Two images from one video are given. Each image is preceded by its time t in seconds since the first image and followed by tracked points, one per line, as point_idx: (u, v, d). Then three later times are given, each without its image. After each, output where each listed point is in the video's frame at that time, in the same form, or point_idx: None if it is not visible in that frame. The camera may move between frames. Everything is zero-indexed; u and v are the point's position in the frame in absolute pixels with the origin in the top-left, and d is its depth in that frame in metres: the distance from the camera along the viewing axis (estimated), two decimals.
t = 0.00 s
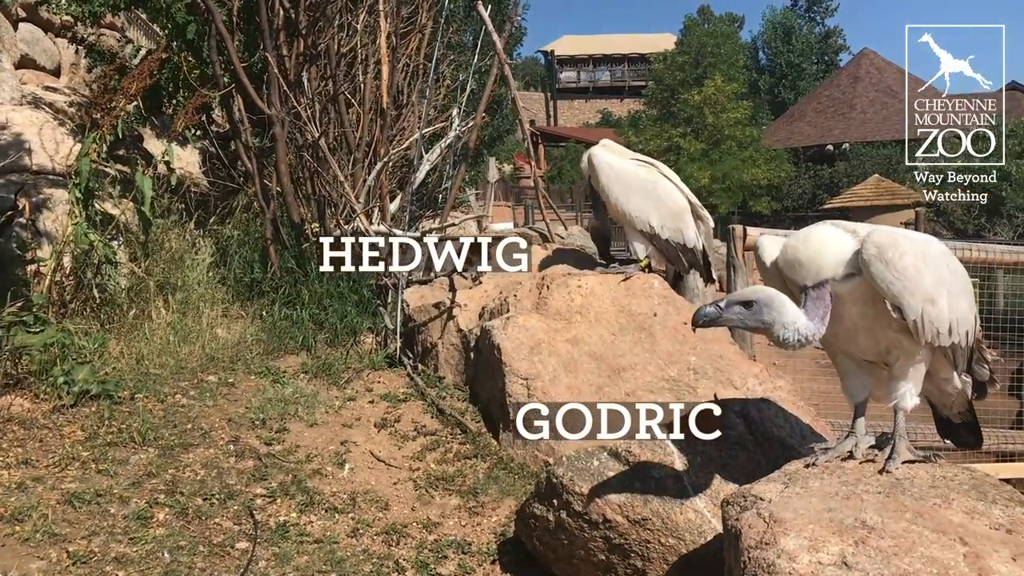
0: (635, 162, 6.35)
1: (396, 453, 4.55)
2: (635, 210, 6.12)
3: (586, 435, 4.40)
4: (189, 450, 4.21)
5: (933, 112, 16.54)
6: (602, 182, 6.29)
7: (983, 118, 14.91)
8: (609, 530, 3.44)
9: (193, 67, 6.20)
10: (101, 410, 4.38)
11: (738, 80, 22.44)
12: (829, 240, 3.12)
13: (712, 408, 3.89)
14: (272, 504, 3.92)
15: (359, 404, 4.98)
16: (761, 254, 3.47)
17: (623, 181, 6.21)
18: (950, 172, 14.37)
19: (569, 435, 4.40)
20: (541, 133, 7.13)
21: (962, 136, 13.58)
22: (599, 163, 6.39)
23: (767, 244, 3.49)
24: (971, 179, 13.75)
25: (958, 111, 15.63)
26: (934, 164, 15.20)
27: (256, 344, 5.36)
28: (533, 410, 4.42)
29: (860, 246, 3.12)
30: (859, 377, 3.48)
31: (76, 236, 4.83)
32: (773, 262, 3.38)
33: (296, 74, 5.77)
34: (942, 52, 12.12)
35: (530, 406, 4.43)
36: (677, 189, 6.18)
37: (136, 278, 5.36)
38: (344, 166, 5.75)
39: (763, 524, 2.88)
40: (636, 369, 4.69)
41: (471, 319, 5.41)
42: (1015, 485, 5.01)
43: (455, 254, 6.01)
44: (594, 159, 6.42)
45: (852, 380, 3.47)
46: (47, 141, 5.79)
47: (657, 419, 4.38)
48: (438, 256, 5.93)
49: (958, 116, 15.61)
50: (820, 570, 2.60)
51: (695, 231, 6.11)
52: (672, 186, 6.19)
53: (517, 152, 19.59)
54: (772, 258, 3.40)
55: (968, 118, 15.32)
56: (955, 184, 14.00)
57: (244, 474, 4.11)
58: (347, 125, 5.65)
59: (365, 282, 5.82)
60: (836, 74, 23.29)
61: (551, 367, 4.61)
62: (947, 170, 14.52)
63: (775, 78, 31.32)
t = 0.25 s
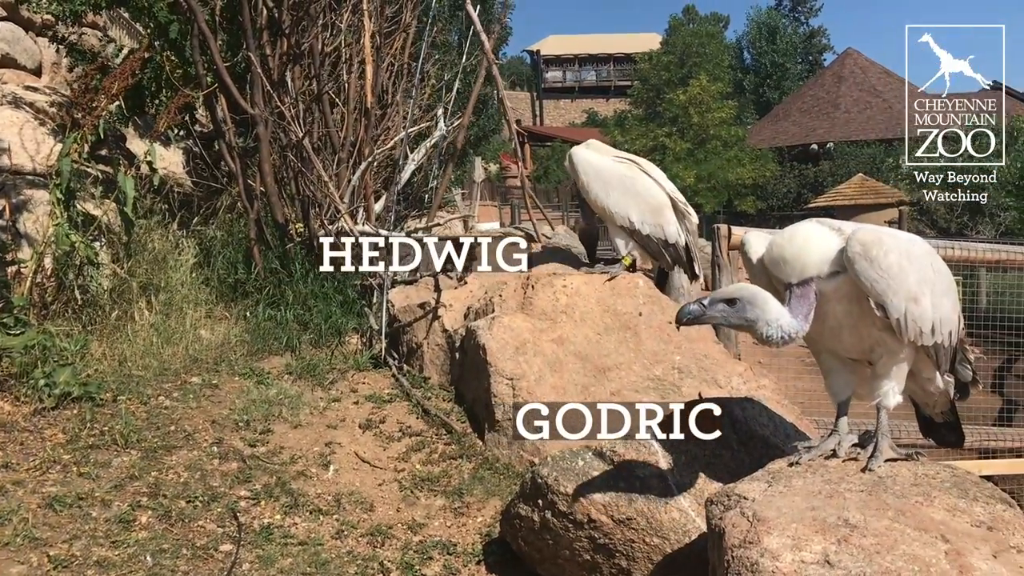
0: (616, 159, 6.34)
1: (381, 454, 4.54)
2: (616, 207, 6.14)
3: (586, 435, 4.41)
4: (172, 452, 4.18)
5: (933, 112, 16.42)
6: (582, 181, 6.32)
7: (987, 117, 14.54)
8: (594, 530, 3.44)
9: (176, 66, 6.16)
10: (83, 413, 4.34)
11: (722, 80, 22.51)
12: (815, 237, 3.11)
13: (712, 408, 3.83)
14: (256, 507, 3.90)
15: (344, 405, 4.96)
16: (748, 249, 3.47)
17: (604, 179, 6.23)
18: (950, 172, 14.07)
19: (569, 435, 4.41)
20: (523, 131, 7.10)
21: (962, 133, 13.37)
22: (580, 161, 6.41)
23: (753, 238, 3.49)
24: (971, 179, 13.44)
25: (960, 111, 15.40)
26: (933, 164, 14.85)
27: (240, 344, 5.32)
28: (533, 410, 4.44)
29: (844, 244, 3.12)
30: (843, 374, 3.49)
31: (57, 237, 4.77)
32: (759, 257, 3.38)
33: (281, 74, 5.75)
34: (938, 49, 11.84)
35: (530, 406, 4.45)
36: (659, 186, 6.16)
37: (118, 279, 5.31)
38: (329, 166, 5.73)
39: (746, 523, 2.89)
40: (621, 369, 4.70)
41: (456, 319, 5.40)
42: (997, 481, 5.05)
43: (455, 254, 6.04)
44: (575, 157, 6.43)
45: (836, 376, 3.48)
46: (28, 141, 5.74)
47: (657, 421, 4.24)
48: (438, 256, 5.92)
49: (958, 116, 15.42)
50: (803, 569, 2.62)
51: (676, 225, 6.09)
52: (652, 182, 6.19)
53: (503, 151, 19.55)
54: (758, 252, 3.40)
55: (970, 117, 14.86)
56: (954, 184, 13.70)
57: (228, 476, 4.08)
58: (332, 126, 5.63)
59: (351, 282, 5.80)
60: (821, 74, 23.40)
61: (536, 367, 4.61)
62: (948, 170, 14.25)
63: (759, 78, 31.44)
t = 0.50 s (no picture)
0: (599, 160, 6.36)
1: (367, 455, 4.52)
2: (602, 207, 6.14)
3: (586, 435, 4.39)
4: (156, 455, 4.15)
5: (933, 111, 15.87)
6: (566, 183, 6.32)
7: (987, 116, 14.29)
8: (580, 531, 3.44)
9: (160, 66, 6.13)
10: (66, 415, 4.31)
11: (709, 81, 22.57)
12: (801, 236, 3.13)
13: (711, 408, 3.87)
14: (241, 509, 3.88)
15: (330, 407, 4.94)
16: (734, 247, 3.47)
17: (588, 180, 6.24)
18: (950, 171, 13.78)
19: (569, 435, 4.39)
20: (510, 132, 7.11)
21: (963, 133, 13.22)
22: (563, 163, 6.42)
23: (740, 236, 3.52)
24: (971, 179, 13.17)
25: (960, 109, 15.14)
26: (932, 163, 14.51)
27: (225, 346, 5.29)
28: (533, 410, 4.43)
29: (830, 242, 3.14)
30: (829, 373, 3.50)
31: (40, 238, 4.73)
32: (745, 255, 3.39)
33: (266, 75, 5.73)
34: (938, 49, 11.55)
35: (530, 406, 4.43)
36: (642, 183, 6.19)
37: (103, 280, 5.29)
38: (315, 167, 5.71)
39: (732, 522, 2.90)
40: (608, 369, 4.71)
41: (443, 320, 5.39)
42: (981, 480, 5.09)
43: (455, 254, 5.99)
44: (559, 159, 6.44)
45: (822, 375, 3.49)
46: (11, 141, 5.69)
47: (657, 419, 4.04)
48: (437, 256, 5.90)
49: (959, 114, 14.77)
50: (788, 568, 2.62)
51: (661, 223, 6.09)
52: (636, 181, 6.20)
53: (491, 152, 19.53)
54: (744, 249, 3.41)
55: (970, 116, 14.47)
56: (954, 184, 13.49)
57: (213, 478, 4.06)
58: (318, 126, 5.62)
59: (337, 283, 5.80)
60: (807, 75, 23.49)
61: (523, 367, 4.61)
62: (948, 169, 13.91)
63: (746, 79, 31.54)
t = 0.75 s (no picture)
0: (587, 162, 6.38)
1: (354, 456, 4.51)
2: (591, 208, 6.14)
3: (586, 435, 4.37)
4: (142, 456, 4.13)
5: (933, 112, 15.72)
6: (554, 184, 6.31)
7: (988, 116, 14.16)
8: (567, 531, 3.44)
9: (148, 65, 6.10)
10: (51, 416, 4.28)
11: (698, 82, 22.61)
12: (791, 233, 3.16)
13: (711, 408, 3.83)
14: (227, 510, 3.86)
15: (317, 407, 4.93)
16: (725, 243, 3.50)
17: (576, 181, 6.24)
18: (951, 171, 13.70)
19: (569, 435, 4.37)
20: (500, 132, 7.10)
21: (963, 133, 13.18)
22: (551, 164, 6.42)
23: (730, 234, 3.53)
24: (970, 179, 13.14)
25: (961, 109, 15.00)
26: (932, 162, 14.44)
27: (212, 346, 5.27)
28: (533, 410, 4.43)
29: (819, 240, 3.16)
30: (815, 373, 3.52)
31: (25, 237, 4.70)
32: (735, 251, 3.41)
33: (254, 74, 5.71)
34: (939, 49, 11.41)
35: (530, 406, 4.43)
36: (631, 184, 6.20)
37: (89, 280, 5.27)
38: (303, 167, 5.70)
39: (718, 521, 2.90)
40: (596, 369, 4.71)
41: (431, 320, 5.39)
42: (967, 480, 5.12)
43: (456, 254, 5.96)
44: (547, 161, 6.44)
45: (808, 374, 3.51)
46: None
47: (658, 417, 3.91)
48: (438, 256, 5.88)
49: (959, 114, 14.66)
50: (774, 567, 2.63)
51: (650, 223, 6.12)
52: (624, 181, 6.21)
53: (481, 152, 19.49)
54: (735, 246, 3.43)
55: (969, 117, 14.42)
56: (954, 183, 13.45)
57: (199, 479, 4.04)
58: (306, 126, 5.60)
59: (325, 284, 5.80)
60: (795, 76, 23.55)
61: (511, 367, 4.61)
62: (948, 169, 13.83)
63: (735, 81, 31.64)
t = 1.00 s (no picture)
0: (575, 164, 6.41)
1: (342, 456, 4.50)
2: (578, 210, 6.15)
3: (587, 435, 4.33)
4: (129, 456, 4.11)
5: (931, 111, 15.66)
6: (543, 185, 6.32)
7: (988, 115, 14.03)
8: (554, 530, 3.44)
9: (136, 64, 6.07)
10: (36, 416, 4.25)
11: (691, 82, 22.63)
12: (779, 230, 3.15)
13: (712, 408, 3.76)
14: (214, 511, 3.84)
15: (306, 408, 4.91)
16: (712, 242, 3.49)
17: (564, 183, 6.26)
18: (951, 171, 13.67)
19: (570, 435, 4.33)
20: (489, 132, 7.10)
21: (963, 134, 13.12)
22: (540, 166, 6.44)
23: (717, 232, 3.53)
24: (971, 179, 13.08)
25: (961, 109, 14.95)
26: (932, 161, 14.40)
27: (200, 346, 5.25)
28: (533, 410, 4.41)
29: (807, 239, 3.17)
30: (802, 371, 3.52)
31: (11, 237, 4.67)
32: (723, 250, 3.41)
33: (242, 74, 5.69)
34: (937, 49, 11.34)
35: (530, 406, 4.41)
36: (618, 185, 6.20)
37: (76, 280, 5.25)
38: (292, 166, 5.68)
39: (703, 521, 2.90)
40: (585, 369, 4.72)
41: (420, 320, 5.38)
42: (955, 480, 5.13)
43: (456, 254, 5.95)
44: (535, 164, 6.47)
45: (795, 373, 3.50)
46: None
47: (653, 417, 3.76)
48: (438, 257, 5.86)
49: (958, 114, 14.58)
50: (759, 566, 2.63)
51: (638, 223, 6.10)
52: (612, 183, 6.22)
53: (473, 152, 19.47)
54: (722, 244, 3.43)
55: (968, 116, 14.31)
56: (954, 183, 13.42)
57: (186, 480, 4.02)
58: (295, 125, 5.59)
59: (315, 284, 5.81)
60: (787, 76, 23.58)
61: (500, 367, 4.60)
62: (948, 169, 13.80)
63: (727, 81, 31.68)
